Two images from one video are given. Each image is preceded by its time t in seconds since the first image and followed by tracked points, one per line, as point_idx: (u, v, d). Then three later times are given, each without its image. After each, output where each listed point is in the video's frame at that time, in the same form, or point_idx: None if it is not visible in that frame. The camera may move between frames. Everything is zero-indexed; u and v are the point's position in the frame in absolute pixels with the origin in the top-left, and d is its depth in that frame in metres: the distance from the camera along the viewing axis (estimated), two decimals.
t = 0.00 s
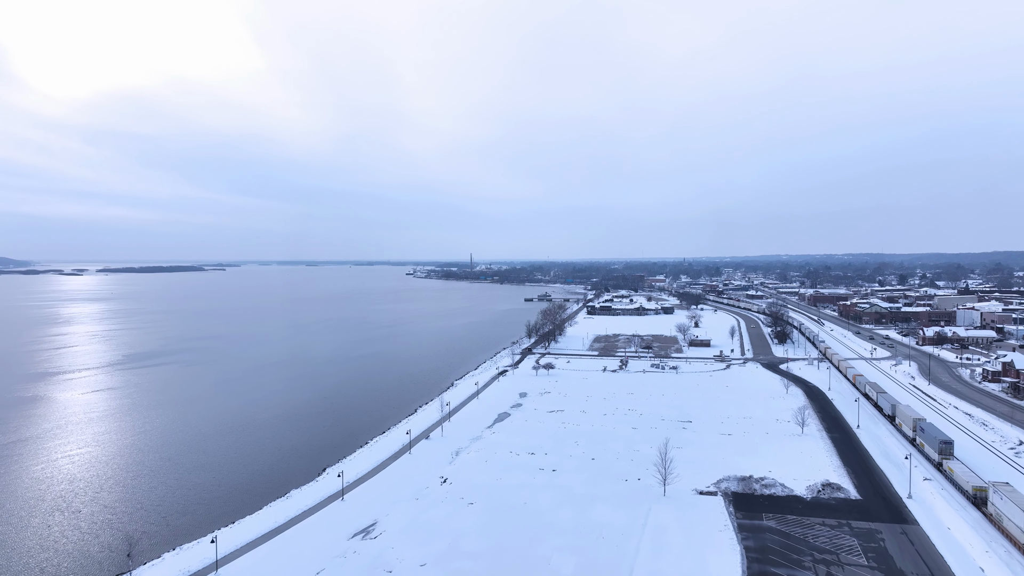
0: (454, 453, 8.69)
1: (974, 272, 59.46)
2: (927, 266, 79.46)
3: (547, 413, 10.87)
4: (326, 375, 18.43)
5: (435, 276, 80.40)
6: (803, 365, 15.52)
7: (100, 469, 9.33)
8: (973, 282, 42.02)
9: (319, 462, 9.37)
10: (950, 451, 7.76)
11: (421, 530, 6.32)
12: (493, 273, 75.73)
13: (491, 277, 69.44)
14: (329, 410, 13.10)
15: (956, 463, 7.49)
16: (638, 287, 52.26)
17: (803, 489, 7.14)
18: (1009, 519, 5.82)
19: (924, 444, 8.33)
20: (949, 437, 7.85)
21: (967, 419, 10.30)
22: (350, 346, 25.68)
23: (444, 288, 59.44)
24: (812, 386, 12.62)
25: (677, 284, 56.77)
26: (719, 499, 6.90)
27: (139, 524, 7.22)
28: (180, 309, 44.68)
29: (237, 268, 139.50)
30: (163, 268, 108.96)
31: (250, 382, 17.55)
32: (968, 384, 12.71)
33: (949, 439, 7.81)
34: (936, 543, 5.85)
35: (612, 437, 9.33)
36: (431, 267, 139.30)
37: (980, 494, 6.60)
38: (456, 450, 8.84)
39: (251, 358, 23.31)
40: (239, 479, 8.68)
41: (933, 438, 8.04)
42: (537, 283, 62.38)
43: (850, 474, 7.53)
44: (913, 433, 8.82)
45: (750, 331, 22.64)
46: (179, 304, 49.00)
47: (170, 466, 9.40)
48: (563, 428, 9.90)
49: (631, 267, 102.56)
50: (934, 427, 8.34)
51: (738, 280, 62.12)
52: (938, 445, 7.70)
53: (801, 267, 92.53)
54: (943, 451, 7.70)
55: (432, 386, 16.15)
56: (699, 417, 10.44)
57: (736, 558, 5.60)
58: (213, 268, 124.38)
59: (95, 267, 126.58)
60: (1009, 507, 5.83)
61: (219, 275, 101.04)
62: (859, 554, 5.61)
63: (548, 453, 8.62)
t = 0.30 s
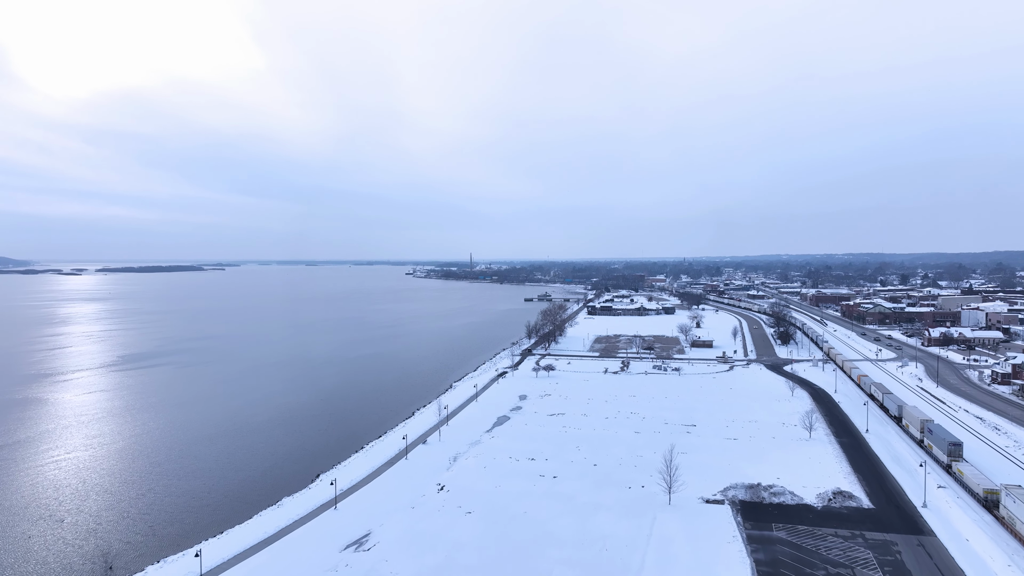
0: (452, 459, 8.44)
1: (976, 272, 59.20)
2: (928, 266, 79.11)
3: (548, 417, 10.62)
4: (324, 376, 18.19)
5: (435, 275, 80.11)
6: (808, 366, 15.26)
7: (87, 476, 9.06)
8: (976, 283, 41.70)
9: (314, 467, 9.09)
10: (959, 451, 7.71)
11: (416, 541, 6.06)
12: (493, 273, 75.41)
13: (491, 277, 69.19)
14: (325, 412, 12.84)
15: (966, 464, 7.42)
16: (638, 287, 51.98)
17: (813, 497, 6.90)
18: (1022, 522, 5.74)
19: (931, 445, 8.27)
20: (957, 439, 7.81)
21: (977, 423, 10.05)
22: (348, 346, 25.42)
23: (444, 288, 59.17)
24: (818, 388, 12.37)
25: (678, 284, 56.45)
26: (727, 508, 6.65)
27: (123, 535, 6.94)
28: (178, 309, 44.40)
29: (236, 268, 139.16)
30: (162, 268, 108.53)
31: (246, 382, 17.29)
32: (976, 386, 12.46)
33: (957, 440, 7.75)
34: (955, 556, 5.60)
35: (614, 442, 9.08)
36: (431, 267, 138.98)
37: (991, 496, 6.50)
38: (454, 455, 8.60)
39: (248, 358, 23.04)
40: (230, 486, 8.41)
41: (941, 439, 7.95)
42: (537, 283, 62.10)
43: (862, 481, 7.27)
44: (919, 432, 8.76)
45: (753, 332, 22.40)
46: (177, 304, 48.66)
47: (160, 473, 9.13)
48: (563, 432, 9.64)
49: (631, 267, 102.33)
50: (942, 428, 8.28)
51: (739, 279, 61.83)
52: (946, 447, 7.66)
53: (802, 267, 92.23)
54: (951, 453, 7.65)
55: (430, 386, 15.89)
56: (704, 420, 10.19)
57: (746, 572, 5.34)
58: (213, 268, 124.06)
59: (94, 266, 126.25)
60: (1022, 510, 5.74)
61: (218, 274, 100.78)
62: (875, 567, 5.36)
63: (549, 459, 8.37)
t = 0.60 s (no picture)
0: (449, 465, 8.17)
1: (978, 272, 58.89)
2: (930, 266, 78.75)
3: (548, 420, 10.37)
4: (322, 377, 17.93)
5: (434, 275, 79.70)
6: (812, 368, 15.00)
7: (72, 482, 8.79)
8: (980, 283, 41.32)
9: (307, 474, 8.81)
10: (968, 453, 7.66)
11: (411, 553, 5.81)
12: (493, 272, 74.96)
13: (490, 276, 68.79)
14: (321, 415, 12.57)
15: (975, 467, 7.38)
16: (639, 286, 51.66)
17: (824, 506, 6.65)
18: None
19: (940, 446, 8.23)
20: (966, 441, 7.80)
21: (989, 427, 9.79)
22: (347, 346, 25.14)
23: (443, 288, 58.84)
24: (824, 391, 12.14)
25: (679, 283, 56.07)
26: (735, 518, 6.40)
27: (104, 549, 6.67)
28: (175, 309, 43.96)
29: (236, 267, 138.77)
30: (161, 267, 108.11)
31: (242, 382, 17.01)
32: (985, 388, 12.23)
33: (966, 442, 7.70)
34: (976, 569, 5.35)
35: (617, 447, 8.82)
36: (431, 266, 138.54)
37: (1003, 499, 6.39)
38: (452, 461, 8.33)
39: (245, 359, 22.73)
40: (219, 495, 8.12)
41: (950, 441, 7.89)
42: (537, 282, 61.74)
43: (874, 490, 7.02)
44: (927, 434, 8.72)
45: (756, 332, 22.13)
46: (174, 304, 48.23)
47: (148, 480, 8.86)
48: (564, 436, 9.39)
49: (631, 266, 101.95)
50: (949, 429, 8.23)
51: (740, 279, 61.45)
52: (956, 449, 7.64)
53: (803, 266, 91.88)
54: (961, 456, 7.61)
55: (429, 386, 15.62)
56: (708, 424, 9.94)
57: None
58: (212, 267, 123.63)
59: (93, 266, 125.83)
60: None
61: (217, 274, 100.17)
62: None
63: (549, 464, 8.12)
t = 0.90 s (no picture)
0: (447, 471, 7.91)
1: (980, 272, 58.44)
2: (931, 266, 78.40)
3: (549, 424, 10.12)
4: (319, 377, 17.67)
5: (434, 275, 79.35)
6: (817, 369, 14.74)
7: (57, 487, 8.52)
8: (983, 283, 40.99)
9: (300, 480, 8.52)
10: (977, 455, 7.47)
11: (405, 566, 5.54)
12: (493, 272, 74.66)
13: (490, 276, 68.53)
14: (318, 417, 12.30)
15: (985, 469, 7.23)
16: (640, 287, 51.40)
17: (836, 515, 6.39)
18: None
19: (948, 448, 8.08)
20: (974, 442, 7.62)
21: (1001, 430, 9.52)
22: (345, 346, 24.87)
23: (443, 288, 58.50)
24: (830, 393, 11.89)
25: (680, 283, 55.74)
26: (744, 528, 6.14)
27: (85, 562, 6.39)
28: (173, 309, 43.65)
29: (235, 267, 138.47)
30: (161, 267, 107.78)
31: (238, 382, 16.76)
32: (994, 391, 11.96)
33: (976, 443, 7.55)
34: None
35: (619, 451, 8.58)
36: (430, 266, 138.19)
37: (1014, 502, 6.26)
38: (449, 467, 8.08)
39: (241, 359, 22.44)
40: (208, 503, 7.83)
41: (958, 442, 7.75)
42: (537, 282, 61.41)
43: (887, 498, 6.76)
44: (934, 436, 8.59)
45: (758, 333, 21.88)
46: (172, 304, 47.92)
47: (139, 485, 8.64)
48: (565, 441, 9.13)
49: (632, 266, 101.64)
50: (957, 430, 8.09)
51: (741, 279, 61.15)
52: (964, 450, 7.44)
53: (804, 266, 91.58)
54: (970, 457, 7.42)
55: (428, 387, 15.35)
56: (713, 428, 9.68)
57: None
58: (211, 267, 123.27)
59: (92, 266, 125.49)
60: None
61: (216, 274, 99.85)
62: None
63: (550, 471, 7.87)
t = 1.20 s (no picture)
0: (444, 478, 7.64)
1: (982, 272, 57.89)
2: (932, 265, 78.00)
3: (549, 428, 9.86)
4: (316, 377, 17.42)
5: (433, 275, 79.03)
6: (823, 371, 14.47)
7: (43, 493, 8.26)
8: (987, 283, 40.61)
9: (293, 484, 8.24)
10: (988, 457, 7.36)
11: None
12: (492, 272, 74.32)
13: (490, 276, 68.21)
14: (313, 416, 12.02)
15: (995, 471, 7.11)
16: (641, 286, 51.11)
17: (848, 525, 6.14)
18: None
19: (958, 450, 7.94)
20: (984, 443, 7.49)
21: (1013, 434, 9.26)
22: (343, 346, 24.59)
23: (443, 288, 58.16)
24: (837, 396, 11.65)
25: (681, 283, 55.39)
26: (753, 540, 5.89)
27: None
28: (171, 309, 43.34)
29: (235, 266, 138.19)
30: (160, 267, 107.44)
31: (234, 381, 16.49)
32: (1004, 393, 11.72)
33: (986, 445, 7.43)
34: None
35: (622, 457, 8.32)
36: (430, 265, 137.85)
37: None
38: (447, 474, 7.81)
39: (238, 360, 22.15)
40: (197, 511, 7.54)
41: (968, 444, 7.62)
42: (538, 282, 61.09)
43: (901, 507, 6.50)
44: (943, 437, 8.47)
45: (761, 333, 21.63)
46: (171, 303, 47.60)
47: (128, 488, 8.39)
48: (567, 446, 8.87)
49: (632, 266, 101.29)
50: (967, 431, 7.96)
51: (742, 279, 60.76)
52: (974, 452, 7.30)
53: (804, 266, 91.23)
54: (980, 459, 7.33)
55: (426, 386, 15.07)
56: (718, 432, 9.42)
57: None
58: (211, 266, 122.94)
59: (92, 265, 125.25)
60: None
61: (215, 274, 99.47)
62: None
63: (551, 477, 7.61)
